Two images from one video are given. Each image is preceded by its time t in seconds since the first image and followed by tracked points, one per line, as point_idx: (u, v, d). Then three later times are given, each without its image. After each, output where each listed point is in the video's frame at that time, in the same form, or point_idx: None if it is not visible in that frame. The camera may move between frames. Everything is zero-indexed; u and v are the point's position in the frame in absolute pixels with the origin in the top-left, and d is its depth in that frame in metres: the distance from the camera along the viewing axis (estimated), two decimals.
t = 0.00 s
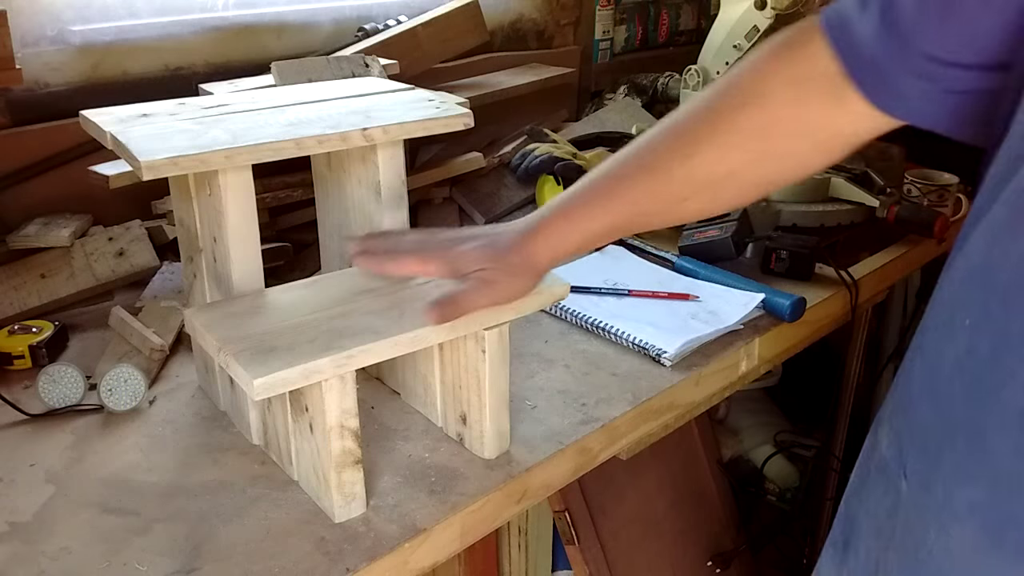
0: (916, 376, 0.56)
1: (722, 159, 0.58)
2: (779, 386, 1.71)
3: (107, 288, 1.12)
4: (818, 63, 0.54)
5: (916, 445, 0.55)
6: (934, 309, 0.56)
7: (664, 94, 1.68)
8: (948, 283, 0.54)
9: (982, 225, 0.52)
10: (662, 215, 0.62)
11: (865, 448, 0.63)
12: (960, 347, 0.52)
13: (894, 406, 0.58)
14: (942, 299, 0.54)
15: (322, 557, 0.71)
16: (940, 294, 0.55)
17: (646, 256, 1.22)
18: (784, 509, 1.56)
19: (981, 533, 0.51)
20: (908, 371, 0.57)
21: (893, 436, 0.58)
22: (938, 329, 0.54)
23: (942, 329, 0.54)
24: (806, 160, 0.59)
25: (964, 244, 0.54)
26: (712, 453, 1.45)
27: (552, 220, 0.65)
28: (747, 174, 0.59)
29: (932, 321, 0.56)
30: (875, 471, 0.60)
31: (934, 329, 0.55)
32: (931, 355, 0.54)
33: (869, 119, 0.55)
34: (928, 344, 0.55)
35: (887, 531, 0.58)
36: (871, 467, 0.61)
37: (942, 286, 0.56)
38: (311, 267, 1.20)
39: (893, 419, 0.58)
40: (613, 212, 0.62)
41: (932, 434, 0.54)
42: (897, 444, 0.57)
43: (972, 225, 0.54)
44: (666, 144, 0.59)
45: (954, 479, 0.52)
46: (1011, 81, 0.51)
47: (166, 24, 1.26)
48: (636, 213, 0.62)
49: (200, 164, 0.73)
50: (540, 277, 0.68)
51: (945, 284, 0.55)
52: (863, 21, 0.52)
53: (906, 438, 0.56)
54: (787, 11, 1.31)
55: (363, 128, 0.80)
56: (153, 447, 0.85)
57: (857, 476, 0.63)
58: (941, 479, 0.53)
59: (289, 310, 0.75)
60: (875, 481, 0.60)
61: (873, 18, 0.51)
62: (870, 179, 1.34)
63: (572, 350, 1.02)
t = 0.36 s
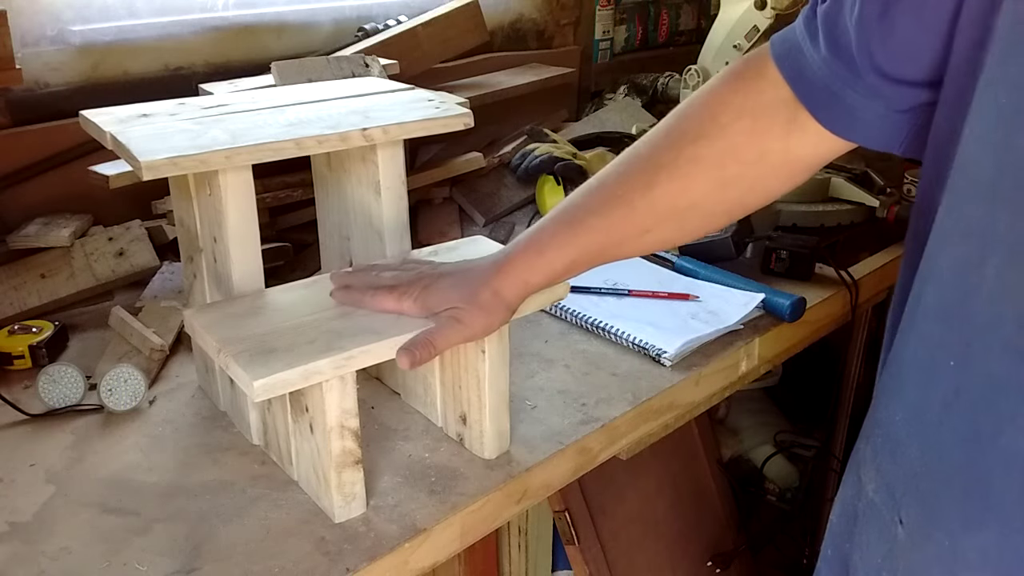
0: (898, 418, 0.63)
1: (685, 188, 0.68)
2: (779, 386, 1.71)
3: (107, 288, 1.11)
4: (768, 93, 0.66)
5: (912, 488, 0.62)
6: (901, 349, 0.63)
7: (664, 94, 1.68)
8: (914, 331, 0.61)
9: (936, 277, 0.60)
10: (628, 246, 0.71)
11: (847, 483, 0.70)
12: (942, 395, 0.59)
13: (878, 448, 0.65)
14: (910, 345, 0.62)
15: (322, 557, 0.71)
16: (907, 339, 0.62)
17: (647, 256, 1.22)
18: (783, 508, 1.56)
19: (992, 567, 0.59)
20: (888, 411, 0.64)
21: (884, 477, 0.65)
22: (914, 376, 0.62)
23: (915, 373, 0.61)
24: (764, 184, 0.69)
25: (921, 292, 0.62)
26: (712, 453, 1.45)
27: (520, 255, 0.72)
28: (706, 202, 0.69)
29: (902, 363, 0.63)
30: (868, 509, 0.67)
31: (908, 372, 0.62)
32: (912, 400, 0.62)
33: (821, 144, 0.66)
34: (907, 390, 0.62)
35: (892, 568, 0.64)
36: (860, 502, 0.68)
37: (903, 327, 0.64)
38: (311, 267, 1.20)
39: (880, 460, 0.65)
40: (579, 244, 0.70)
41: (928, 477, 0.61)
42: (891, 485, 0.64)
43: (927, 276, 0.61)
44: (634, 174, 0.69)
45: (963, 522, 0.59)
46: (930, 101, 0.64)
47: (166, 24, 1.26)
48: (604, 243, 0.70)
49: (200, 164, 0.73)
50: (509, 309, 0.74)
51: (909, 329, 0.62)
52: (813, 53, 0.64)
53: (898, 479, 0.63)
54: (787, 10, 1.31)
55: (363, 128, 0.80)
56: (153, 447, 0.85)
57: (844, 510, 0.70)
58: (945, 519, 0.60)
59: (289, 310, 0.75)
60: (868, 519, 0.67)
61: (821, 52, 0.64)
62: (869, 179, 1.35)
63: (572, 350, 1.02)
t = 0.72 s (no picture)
0: (887, 423, 0.63)
1: (691, 183, 0.68)
2: (779, 386, 1.71)
3: (107, 288, 1.11)
4: (774, 93, 0.67)
5: (900, 493, 0.62)
6: (890, 354, 0.64)
7: (664, 94, 1.68)
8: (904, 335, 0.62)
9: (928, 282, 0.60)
10: (628, 238, 0.70)
11: (835, 489, 0.70)
12: (930, 399, 0.60)
13: (864, 453, 0.66)
14: (901, 350, 0.62)
15: (322, 557, 0.71)
16: (897, 343, 0.63)
17: (647, 256, 1.22)
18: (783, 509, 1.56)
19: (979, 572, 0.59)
20: (875, 415, 0.65)
21: (871, 482, 0.65)
22: (901, 380, 0.62)
23: (903, 377, 0.62)
24: (772, 185, 0.70)
25: (911, 298, 0.62)
26: (712, 453, 1.45)
27: (521, 240, 0.72)
28: (712, 197, 0.69)
29: (891, 367, 0.64)
30: (854, 515, 0.67)
31: (896, 376, 0.63)
32: (900, 405, 0.62)
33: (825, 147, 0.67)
34: (896, 393, 0.62)
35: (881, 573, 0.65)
36: (846, 508, 0.68)
37: (893, 333, 0.64)
38: (312, 267, 1.20)
39: (868, 465, 0.65)
40: (580, 233, 0.70)
41: (915, 480, 0.61)
42: (878, 491, 0.64)
43: (918, 281, 0.62)
44: (637, 170, 0.69)
45: (949, 525, 0.59)
46: (925, 109, 0.65)
47: (166, 24, 1.26)
48: (604, 233, 0.70)
49: (200, 164, 0.73)
50: (505, 296, 0.74)
51: (900, 334, 0.63)
52: (814, 61, 0.65)
53: (886, 484, 0.63)
54: (787, 10, 1.31)
55: (364, 129, 0.81)
56: (153, 447, 0.85)
57: (831, 517, 0.70)
58: (931, 523, 0.60)
59: (289, 310, 0.75)
60: (855, 524, 0.67)
61: (822, 63, 0.65)
62: (869, 178, 1.35)
63: (572, 350, 1.02)
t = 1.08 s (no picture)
0: (883, 417, 0.63)
1: (684, 197, 0.68)
2: (780, 386, 1.71)
3: (107, 288, 1.11)
4: (767, 98, 0.67)
5: (894, 486, 0.62)
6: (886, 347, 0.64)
7: (664, 94, 1.68)
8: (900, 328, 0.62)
9: (923, 275, 0.60)
10: (626, 252, 0.71)
11: (833, 484, 0.70)
12: (925, 392, 0.60)
13: (861, 447, 0.66)
14: (897, 344, 0.62)
15: (322, 557, 0.70)
16: (893, 337, 0.63)
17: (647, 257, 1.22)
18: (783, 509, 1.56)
19: (974, 563, 0.59)
20: (872, 409, 0.65)
21: (867, 476, 0.65)
22: (896, 373, 0.62)
23: (899, 370, 0.62)
24: (767, 190, 0.69)
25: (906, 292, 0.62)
26: (712, 453, 1.45)
27: (517, 265, 0.72)
28: (707, 209, 0.69)
29: (887, 361, 0.64)
30: (852, 509, 0.67)
31: (892, 370, 0.63)
32: (896, 397, 0.62)
33: (820, 147, 0.67)
34: (892, 386, 0.63)
35: (876, 567, 0.65)
36: (843, 501, 0.68)
37: (889, 326, 0.64)
38: (312, 268, 1.20)
39: (864, 459, 0.65)
40: (577, 250, 0.70)
41: (909, 472, 0.61)
42: (874, 484, 0.64)
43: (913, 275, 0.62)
44: (632, 180, 0.69)
45: (943, 518, 0.59)
46: (924, 104, 0.65)
47: (166, 24, 1.26)
48: (601, 251, 0.70)
49: (200, 164, 0.73)
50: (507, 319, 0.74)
51: (896, 328, 0.63)
52: (809, 61, 0.65)
53: (881, 477, 0.63)
54: (787, 10, 1.31)
55: (364, 129, 0.81)
56: (153, 447, 0.85)
57: (829, 511, 0.70)
58: (925, 515, 0.60)
59: (289, 310, 0.75)
60: (852, 518, 0.67)
61: (818, 60, 0.65)
62: (869, 178, 1.35)
63: (572, 350, 1.02)
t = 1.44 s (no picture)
0: (882, 414, 0.63)
1: (679, 141, 0.77)
2: (780, 386, 1.71)
3: (107, 288, 1.11)
4: (774, 61, 0.73)
5: (892, 483, 0.62)
6: (886, 344, 0.64)
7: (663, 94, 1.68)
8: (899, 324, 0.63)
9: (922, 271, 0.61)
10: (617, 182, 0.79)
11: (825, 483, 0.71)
12: (926, 388, 0.60)
13: (857, 445, 0.66)
14: (897, 341, 0.63)
15: (322, 557, 0.71)
16: (894, 334, 0.63)
17: (647, 256, 1.23)
18: (783, 509, 1.55)
19: (972, 562, 0.58)
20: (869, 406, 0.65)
21: (864, 474, 0.65)
22: (896, 369, 0.62)
23: (898, 367, 0.62)
24: (770, 145, 0.76)
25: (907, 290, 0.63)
26: (712, 453, 1.45)
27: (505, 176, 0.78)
28: (707, 154, 0.78)
29: (886, 357, 0.64)
30: (848, 508, 0.67)
31: (891, 366, 0.63)
32: (895, 394, 0.62)
33: (819, 119, 0.73)
34: (892, 384, 0.63)
35: (874, 565, 0.65)
36: (837, 500, 0.68)
37: (887, 324, 0.65)
38: (312, 268, 1.20)
39: (861, 457, 0.65)
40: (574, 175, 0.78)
41: (908, 470, 0.61)
42: (871, 482, 0.64)
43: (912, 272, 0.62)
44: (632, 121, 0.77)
45: (941, 516, 0.59)
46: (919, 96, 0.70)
47: (166, 24, 1.26)
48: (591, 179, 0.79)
49: (200, 164, 0.73)
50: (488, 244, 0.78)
51: (896, 325, 0.63)
52: (813, 39, 0.70)
53: (879, 475, 0.64)
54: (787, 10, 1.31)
55: (364, 129, 0.81)
56: (153, 447, 0.85)
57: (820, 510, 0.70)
58: (923, 514, 0.60)
59: (289, 310, 0.75)
60: (847, 516, 0.67)
61: (818, 41, 0.70)
62: (870, 180, 1.34)
63: (572, 350, 1.02)
